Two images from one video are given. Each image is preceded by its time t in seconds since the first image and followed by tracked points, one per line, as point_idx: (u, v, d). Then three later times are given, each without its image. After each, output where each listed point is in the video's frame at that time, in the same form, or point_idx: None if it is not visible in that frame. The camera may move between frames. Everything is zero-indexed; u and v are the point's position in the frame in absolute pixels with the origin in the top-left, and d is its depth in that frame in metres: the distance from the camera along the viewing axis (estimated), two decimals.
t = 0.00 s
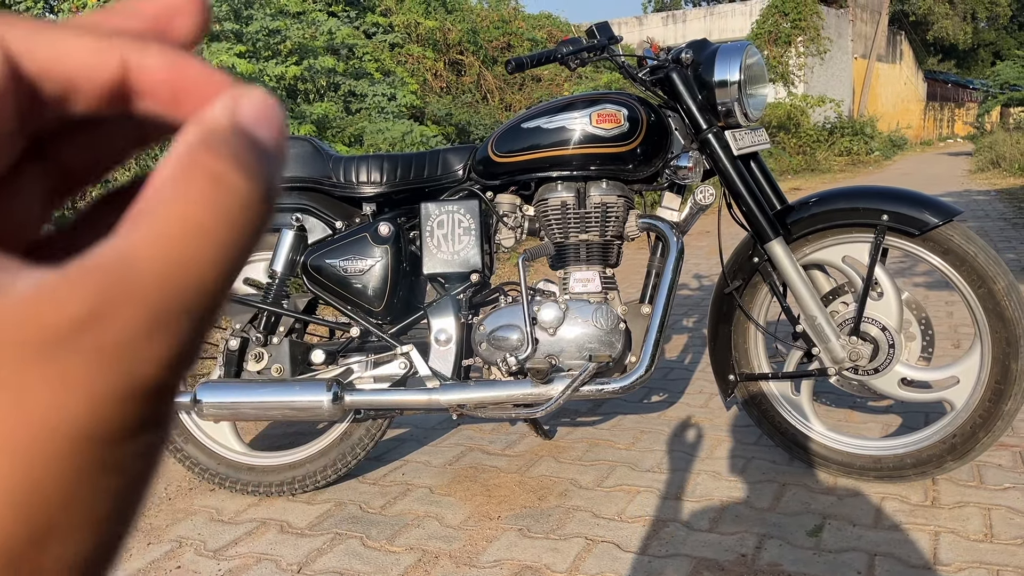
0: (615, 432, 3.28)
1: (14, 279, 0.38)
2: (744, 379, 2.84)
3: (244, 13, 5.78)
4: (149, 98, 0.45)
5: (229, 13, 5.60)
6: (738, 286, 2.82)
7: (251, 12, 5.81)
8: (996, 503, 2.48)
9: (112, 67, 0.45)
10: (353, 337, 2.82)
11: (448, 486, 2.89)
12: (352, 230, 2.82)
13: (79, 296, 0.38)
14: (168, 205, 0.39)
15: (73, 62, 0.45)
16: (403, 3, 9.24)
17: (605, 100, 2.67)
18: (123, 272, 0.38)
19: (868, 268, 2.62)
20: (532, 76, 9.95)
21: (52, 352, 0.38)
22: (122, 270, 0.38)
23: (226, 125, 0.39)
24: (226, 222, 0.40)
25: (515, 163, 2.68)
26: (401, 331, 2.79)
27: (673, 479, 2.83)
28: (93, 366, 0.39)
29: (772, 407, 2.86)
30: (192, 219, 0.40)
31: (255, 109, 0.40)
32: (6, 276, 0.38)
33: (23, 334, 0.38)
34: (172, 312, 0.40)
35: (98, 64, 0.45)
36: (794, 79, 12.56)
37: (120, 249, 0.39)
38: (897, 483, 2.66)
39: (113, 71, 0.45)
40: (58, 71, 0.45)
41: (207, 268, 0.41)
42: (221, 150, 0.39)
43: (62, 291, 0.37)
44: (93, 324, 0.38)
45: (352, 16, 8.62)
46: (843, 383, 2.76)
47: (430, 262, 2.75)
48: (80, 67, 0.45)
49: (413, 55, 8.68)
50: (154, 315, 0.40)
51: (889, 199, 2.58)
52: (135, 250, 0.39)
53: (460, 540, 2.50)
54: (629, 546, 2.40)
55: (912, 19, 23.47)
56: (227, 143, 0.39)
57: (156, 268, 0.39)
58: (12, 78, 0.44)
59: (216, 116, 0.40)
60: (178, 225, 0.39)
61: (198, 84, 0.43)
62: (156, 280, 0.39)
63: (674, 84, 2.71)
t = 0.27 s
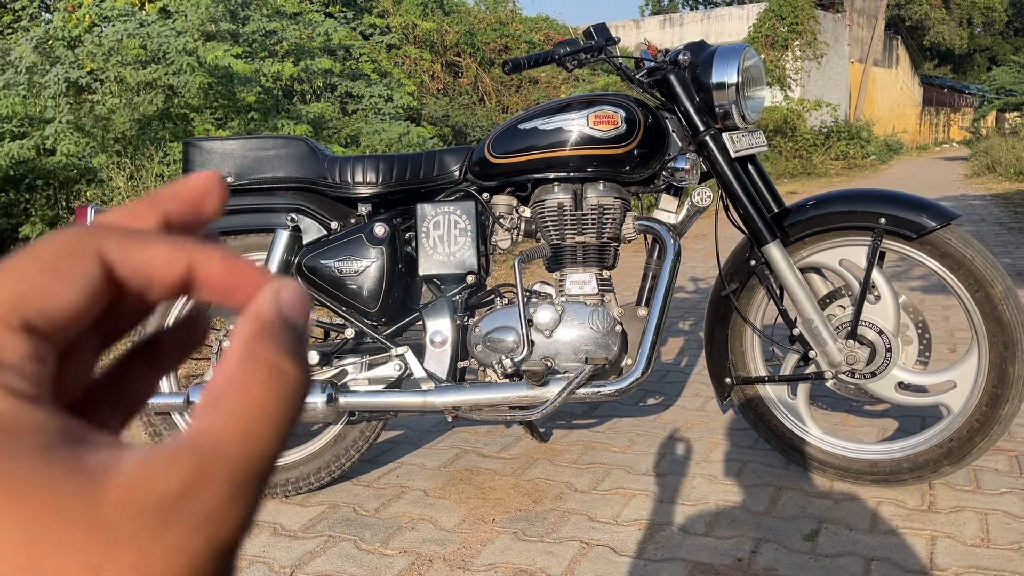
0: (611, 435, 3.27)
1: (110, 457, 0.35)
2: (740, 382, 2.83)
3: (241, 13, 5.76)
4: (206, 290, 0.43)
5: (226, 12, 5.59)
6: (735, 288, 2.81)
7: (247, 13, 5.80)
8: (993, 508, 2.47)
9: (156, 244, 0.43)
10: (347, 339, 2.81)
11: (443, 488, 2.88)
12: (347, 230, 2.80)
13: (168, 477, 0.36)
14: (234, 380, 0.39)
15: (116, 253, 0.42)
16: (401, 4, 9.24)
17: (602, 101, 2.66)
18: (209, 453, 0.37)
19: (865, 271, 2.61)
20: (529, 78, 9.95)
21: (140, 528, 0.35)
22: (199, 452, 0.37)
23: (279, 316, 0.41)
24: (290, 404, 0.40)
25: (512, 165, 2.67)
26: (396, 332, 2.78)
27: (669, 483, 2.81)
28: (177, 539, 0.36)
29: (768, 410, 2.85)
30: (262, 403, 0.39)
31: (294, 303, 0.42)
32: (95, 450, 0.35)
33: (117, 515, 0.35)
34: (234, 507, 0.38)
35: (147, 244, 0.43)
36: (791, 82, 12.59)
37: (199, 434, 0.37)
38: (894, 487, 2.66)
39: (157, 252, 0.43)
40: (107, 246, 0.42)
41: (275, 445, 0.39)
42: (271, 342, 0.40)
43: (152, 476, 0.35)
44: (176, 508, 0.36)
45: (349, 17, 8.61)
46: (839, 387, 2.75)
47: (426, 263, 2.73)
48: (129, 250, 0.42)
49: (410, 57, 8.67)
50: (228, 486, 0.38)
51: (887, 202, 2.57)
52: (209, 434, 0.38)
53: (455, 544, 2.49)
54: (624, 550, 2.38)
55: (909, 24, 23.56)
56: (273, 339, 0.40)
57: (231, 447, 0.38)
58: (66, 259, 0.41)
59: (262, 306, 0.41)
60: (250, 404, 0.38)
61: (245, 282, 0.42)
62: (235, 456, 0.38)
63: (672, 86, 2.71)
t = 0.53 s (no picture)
0: (607, 436, 3.26)
1: None
2: (737, 384, 2.83)
3: (238, 14, 5.74)
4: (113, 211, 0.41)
5: (223, 13, 5.58)
6: (732, 290, 2.81)
7: (244, 13, 5.77)
8: (989, 510, 2.47)
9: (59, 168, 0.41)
10: (344, 338, 2.80)
11: (438, 489, 2.87)
12: (345, 230, 2.79)
13: (57, 385, 0.36)
14: (139, 307, 0.38)
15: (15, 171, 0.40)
16: (398, 5, 9.23)
17: (600, 102, 2.65)
18: (100, 360, 0.38)
19: (862, 273, 2.61)
20: (525, 80, 9.95)
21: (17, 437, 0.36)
22: (94, 357, 0.37)
23: (194, 220, 0.38)
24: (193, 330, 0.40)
25: (510, 165, 2.67)
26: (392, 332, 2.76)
27: (666, 484, 2.81)
28: (61, 442, 0.37)
29: (765, 412, 2.85)
30: (164, 315, 0.39)
31: (217, 205, 0.40)
32: None
33: None
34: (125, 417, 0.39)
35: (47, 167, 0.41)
36: (787, 86, 12.61)
37: (92, 338, 0.37)
38: (890, 489, 2.66)
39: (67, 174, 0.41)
40: None
41: (173, 365, 0.40)
42: (188, 245, 0.38)
43: (36, 383, 0.36)
44: (69, 409, 0.37)
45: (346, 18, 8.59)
46: (836, 389, 2.76)
47: (423, 263, 2.73)
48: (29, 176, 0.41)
49: (407, 58, 8.66)
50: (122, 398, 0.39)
51: (884, 204, 2.57)
52: (109, 338, 0.38)
53: (451, 544, 2.48)
54: (621, 551, 2.38)
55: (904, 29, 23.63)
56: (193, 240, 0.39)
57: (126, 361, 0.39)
58: None
59: (177, 208, 0.38)
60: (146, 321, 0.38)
61: (163, 184, 0.40)
62: (132, 364, 0.39)
63: (670, 87, 2.70)
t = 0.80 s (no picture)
0: (605, 438, 3.26)
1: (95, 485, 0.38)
2: (735, 386, 2.83)
3: (235, 14, 5.74)
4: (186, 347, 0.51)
5: (220, 13, 5.60)
6: (730, 292, 2.81)
7: (242, 14, 5.77)
8: (988, 512, 2.47)
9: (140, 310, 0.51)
10: (341, 339, 2.79)
11: (436, 491, 2.86)
12: (343, 230, 2.79)
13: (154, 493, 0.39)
14: (209, 414, 0.42)
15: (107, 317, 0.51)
16: (395, 7, 9.24)
17: (599, 103, 2.65)
18: (188, 476, 0.41)
19: (861, 275, 2.61)
20: (522, 82, 9.96)
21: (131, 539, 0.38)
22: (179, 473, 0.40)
23: (259, 363, 0.45)
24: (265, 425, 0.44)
25: (508, 166, 2.67)
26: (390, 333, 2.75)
27: (664, 486, 2.81)
28: (162, 547, 0.39)
29: (763, 414, 2.85)
30: (238, 440, 0.43)
31: (271, 353, 0.47)
32: (73, 476, 0.38)
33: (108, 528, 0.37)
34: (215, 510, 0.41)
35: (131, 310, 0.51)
36: (783, 89, 12.65)
37: (177, 458, 0.41)
38: (888, 491, 2.66)
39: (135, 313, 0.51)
40: (96, 307, 0.51)
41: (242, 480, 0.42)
42: (248, 382, 0.44)
43: (136, 495, 0.38)
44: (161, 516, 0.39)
45: (343, 19, 8.59)
46: (834, 391, 2.76)
47: (421, 263, 2.72)
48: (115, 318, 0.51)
49: (404, 60, 8.67)
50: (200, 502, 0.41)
51: (882, 206, 2.58)
52: (195, 453, 0.41)
53: (449, 546, 2.47)
54: (619, 552, 2.37)
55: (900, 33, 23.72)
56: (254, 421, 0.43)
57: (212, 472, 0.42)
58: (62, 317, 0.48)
59: (241, 354, 0.46)
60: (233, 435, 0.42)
61: (225, 333, 0.50)
62: (213, 478, 0.41)
63: (668, 88, 2.70)
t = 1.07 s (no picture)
0: (601, 440, 3.26)
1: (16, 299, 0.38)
2: (731, 389, 2.83)
3: (231, 15, 5.72)
4: (116, 110, 0.46)
5: (216, 15, 5.55)
6: (726, 294, 2.81)
7: (238, 15, 5.75)
8: (983, 515, 2.48)
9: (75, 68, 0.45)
10: (337, 341, 2.79)
11: (432, 493, 2.86)
12: (339, 232, 2.79)
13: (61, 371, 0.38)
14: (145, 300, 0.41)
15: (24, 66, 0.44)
16: (392, 8, 9.23)
17: (595, 106, 2.66)
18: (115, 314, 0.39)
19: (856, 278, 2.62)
20: (518, 84, 9.96)
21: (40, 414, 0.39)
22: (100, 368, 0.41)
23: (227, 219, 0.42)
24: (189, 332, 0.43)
25: (504, 168, 2.66)
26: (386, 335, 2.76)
27: (659, 489, 2.80)
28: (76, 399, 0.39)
29: (758, 417, 2.85)
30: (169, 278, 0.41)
31: (238, 149, 0.42)
32: None
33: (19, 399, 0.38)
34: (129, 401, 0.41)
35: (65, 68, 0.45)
36: (780, 91, 12.67)
37: (98, 273, 0.38)
38: (883, 494, 2.66)
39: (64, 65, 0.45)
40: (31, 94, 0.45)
41: (175, 320, 0.41)
42: (191, 162, 0.40)
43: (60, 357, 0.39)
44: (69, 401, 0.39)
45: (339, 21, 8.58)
46: (829, 394, 2.76)
47: (417, 266, 2.72)
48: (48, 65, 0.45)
49: (401, 61, 8.67)
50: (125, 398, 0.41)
51: (878, 209, 2.58)
52: (114, 277, 0.39)
53: (444, 549, 2.47)
54: (614, 555, 2.37)
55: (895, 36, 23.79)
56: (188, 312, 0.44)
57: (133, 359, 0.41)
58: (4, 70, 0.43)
59: (184, 122, 0.41)
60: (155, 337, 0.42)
61: (154, 93, 0.45)
62: (133, 305, 0.40)
63: (665, 91, 2.71)
